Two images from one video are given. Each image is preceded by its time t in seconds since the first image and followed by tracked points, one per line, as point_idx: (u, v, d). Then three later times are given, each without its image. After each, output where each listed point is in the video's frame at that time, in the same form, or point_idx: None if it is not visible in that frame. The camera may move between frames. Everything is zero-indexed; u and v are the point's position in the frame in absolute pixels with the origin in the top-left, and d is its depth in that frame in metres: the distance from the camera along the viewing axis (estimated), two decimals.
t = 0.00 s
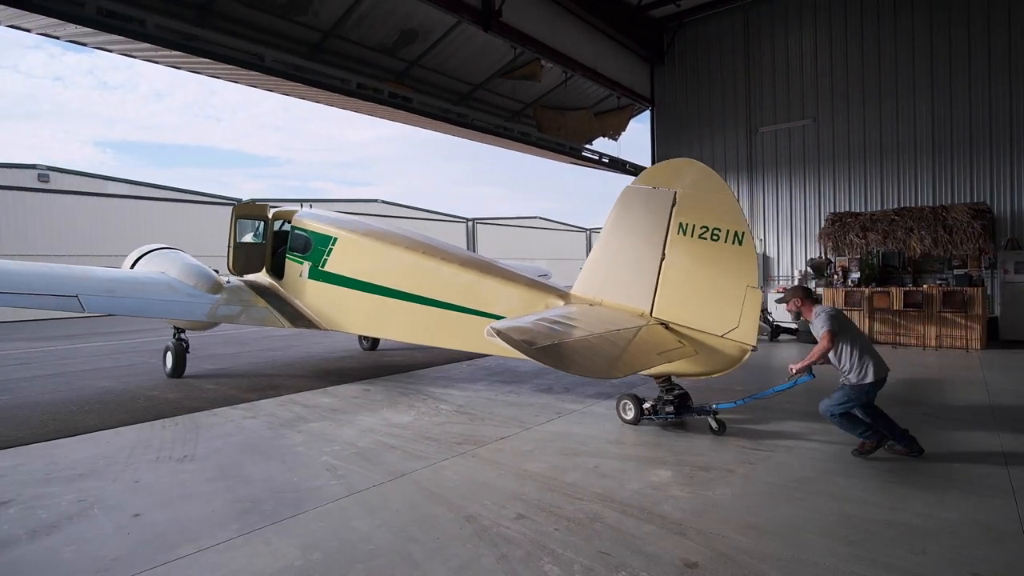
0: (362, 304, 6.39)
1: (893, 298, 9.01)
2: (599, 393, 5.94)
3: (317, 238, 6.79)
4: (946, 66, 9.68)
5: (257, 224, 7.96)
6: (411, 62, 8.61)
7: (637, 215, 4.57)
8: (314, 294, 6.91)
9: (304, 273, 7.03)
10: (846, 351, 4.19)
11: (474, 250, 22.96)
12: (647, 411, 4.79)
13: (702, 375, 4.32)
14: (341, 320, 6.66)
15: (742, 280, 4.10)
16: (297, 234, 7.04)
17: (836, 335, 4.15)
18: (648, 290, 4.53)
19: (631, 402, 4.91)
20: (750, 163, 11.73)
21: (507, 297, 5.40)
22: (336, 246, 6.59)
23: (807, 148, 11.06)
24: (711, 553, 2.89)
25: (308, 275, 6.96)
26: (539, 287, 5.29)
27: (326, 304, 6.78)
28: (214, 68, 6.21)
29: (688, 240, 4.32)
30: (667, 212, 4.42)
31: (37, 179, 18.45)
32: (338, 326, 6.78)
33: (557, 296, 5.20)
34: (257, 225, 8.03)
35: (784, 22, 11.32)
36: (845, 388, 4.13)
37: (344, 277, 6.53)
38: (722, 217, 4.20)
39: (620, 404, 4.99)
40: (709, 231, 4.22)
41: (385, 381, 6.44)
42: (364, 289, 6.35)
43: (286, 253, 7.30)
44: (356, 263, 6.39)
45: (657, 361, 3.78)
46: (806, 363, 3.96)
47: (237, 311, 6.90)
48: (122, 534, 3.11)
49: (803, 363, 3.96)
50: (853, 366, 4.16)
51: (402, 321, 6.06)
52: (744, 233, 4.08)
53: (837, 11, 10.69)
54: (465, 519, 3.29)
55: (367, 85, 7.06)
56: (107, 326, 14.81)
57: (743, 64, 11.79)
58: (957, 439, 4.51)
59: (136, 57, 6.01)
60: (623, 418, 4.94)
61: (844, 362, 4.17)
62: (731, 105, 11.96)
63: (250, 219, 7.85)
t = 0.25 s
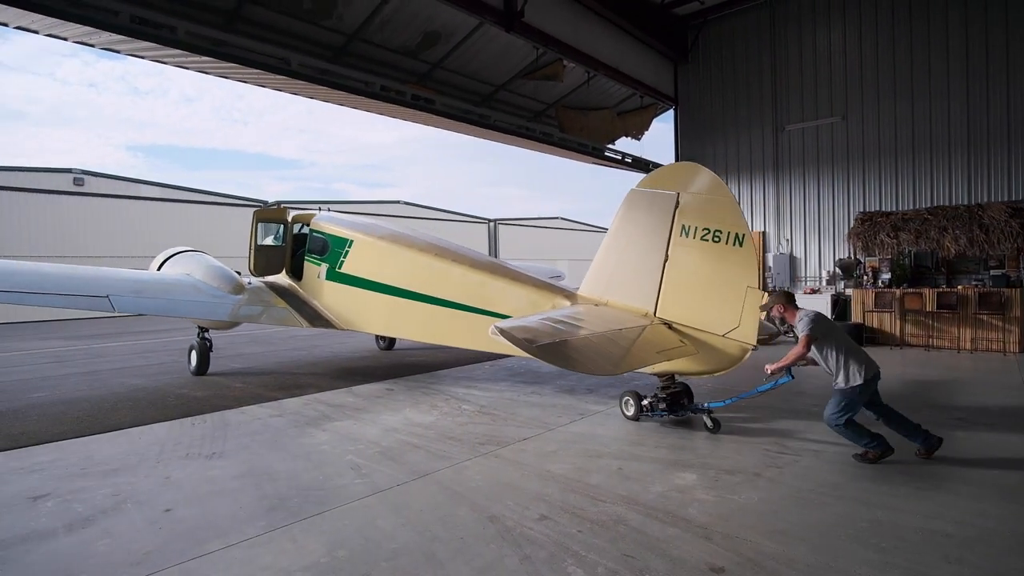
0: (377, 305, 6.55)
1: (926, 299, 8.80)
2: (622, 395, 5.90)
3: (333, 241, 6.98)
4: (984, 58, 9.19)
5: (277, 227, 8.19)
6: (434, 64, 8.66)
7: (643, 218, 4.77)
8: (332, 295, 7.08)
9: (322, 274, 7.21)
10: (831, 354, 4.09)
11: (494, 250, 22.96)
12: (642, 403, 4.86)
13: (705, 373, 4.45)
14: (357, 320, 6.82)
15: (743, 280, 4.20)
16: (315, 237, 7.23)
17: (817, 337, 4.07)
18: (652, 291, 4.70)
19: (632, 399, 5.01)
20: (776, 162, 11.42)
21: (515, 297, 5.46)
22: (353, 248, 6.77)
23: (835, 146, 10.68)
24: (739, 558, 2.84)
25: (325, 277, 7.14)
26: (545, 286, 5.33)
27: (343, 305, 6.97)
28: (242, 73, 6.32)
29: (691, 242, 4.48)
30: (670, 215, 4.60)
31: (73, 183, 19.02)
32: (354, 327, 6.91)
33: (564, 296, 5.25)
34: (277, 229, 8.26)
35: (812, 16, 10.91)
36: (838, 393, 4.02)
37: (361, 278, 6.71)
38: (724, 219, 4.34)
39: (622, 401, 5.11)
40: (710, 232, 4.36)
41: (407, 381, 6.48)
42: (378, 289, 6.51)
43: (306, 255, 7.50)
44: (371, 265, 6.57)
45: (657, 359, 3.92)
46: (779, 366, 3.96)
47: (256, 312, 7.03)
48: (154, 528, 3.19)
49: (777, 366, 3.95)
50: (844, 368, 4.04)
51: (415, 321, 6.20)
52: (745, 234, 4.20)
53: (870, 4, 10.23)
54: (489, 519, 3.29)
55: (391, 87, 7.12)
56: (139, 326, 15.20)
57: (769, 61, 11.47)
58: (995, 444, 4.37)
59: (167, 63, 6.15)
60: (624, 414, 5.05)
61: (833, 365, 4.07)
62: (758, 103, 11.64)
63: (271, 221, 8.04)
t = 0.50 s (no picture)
0: (388, 303, 6.73)
1: (953, 299, 8.69)
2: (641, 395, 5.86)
3: (347, 241, 7.16)
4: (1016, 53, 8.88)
5: (294, 228, 8.30)
6: (453, 63, 8.69)
7: (645, 220, 4.98)
8: (345, 294, 7.23)
9: (336, 274, 7.36)
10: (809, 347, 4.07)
11: (512, 249, 22.95)
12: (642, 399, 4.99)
13: (703, 370, 4.66)
14: (368, 319, 6.99)
15: (740, 280, 4.39)
16: (330, 237, 7.42)
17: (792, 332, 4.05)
18: (654, 290, 4.90)
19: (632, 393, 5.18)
20: (799, 160, 11.24)
21: (521, 297, 5.64)
22: (365, 248, 6.95)
23: (859, 144, 10.45)
24: (761, 560, 2.80)
25: (338, 277, 7.30)
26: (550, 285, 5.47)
27: (356, 303, 7.14)
28: (264, 73, 6.39)
29: (690, 242, 4.68)
30: (671, 217, 4.81)
31: (100, 183, 19.44)
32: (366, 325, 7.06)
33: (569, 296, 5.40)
34: (294, 230, 8.40)
35: (836, 10, 10.70)
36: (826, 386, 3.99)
37: (372, 277, 6.89)
38: (722, 221, 4.54)
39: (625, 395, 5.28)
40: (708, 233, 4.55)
41: (426, 380, 6.51)
42: (389, 288, 6.70)
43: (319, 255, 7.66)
44: (382, 265, 6.75)
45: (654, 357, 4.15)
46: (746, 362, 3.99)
47: (274, 309, 7.14)
48: (179, 523, 3.24)
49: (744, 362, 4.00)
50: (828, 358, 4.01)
51: (425, 319, 6.38)
52: (742, 235, 4.40)
53: None
54: (507, 518, 3.29)
55: (410, 87, 7.17)
56: (163, 324, 15.49)
57: (791, 57, 11.29)
58: None
59: (191, 64, 6.24)
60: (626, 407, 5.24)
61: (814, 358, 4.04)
62: (777, 100, 11.52)
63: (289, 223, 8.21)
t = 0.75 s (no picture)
0: (399, 304, 6.94)
1: (981, 302, 8.47)
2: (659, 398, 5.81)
3: (360, 244, 7.34)
4: None
5: (307, 231, 8.40)
6: (470, 65, 8.72)
7: (648, 224, 5.24)
8: (357, 295, 7.40)
9: (349, 276, 7.53)
10: (781, 345, 4.16)
11: (528, 251, 22.92)
12: (637, 391, 5.12)
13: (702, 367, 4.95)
14: (380, 319, 7.17)
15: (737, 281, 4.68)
16: (343, 241, 7.60)
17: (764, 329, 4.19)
18: (655, 291, 5.18)
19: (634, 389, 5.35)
20: (820, 159, 11.04)
21: (528, 297, 5.90)
22: (377, 251, 7.14)
23: (882, 143, 10.26)
24: (783, 567, 2.75)
25: (351, 279, 7.47)
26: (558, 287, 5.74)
27: (368, 304, 7.29)
28: (284, 77, 6.48)
29: (690, 245, 4.95)
30: (672, 221, 5.08)
31: (124, 186, 19.82)
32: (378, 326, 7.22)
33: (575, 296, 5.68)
34: (308, 233, 8.51)
35: (858, 8, 10.52)
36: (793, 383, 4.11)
37: (384, 279, 7.08)
38: (720, 225, 4.81)
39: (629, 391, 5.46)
40: (708, 237, 4.83)
41: (443, 381, 6.53)
42: (400, 289, 6.91)
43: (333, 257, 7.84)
44: (393, 267, 6.94)
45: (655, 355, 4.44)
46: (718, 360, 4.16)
47: (288, 311, 7.27)
48: (200, 520, 3.28)
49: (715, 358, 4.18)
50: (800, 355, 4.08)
51: (434, 319, 6.60)
52: (739, 239, 4.68)
53: None
54: (525, 520, 3.28)
55: (428, 90, 7.22)
56: (186, 323, 15.78)
57: (812, 56, 11.13)
58: None
59: (214, 69, 6.35)
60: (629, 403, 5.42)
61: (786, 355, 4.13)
62: (796, 101, 11.39)
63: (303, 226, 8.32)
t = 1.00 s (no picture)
0: (413, 305, 7.09)
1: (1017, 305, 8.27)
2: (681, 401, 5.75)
3: (377, 247, 7.50)
4: None
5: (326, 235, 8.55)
6: (491, 68, 8.74)
7: (656, 228, 5.43)
8: (374, 297, 7.53)
9: (366, 278, 7.66)
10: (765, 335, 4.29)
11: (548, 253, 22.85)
12: (647, 386, 5.37)
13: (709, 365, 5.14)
14: (395, 320, 7.31)
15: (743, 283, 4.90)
16: (360, 245, 7.76)
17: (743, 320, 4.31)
18: (664, 293, 5.37)
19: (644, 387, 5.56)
20: (847, 159, 10.81)
21: (540, 298, 6.06)
22: (394, 254, 7.31)
23: (911, 142, 10.00)
24: None
25: (368, 281, 7.61)
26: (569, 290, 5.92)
27: (385, 305, 7.42)
28: (308, 82, 6.58)
29: (697, 249, 5.15)
30: (680, 225, 5.26)
31: (153, 190, 20.29)
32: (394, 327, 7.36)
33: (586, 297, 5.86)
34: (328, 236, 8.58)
35: (887, 4, 10.28)
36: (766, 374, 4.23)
37: (399, 281, 7.23)
38: (726, 229, 5.02)
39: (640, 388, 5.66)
40: (715, 240, 5.03)
41: (464, 383, 6.55)
42: (414, 291, 7.06)
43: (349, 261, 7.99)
44: (408, 269, 7.12)
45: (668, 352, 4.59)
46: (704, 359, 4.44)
47: (308, 312, 7.43)
48: (226, 519, 3.34)
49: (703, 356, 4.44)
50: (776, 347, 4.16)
51: (447, 320, 6.75)
52: (744, 242, 4.90)
53: None
54: (546, 524, 3.27)
55: (448, 93, 7.26)
56: (213, 325, 16.12)
57: (838, 54, 10.91)
58: None
59: (240, 76, 6.47)
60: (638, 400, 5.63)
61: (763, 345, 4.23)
62: (822, 100, 11.17)
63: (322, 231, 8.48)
